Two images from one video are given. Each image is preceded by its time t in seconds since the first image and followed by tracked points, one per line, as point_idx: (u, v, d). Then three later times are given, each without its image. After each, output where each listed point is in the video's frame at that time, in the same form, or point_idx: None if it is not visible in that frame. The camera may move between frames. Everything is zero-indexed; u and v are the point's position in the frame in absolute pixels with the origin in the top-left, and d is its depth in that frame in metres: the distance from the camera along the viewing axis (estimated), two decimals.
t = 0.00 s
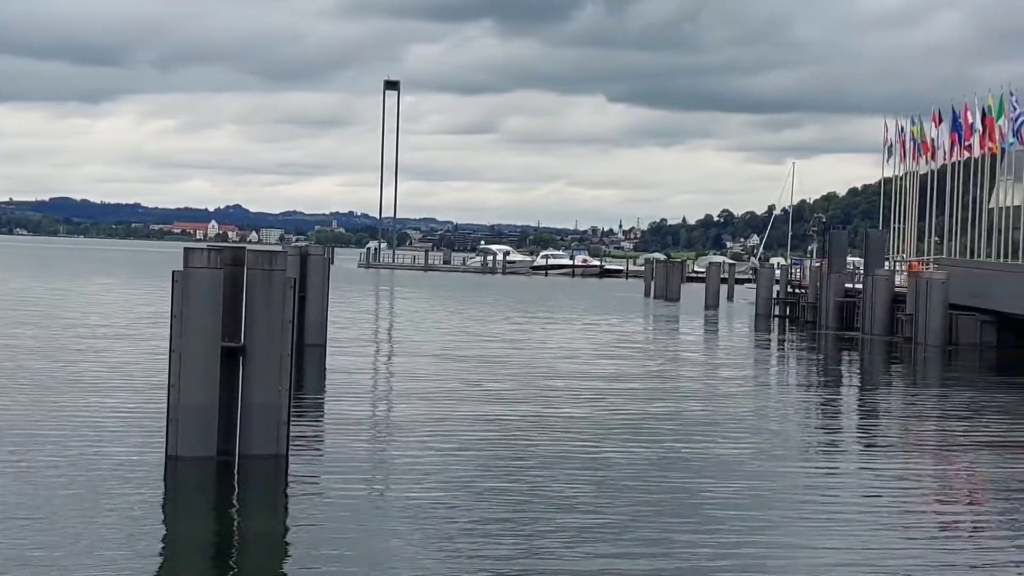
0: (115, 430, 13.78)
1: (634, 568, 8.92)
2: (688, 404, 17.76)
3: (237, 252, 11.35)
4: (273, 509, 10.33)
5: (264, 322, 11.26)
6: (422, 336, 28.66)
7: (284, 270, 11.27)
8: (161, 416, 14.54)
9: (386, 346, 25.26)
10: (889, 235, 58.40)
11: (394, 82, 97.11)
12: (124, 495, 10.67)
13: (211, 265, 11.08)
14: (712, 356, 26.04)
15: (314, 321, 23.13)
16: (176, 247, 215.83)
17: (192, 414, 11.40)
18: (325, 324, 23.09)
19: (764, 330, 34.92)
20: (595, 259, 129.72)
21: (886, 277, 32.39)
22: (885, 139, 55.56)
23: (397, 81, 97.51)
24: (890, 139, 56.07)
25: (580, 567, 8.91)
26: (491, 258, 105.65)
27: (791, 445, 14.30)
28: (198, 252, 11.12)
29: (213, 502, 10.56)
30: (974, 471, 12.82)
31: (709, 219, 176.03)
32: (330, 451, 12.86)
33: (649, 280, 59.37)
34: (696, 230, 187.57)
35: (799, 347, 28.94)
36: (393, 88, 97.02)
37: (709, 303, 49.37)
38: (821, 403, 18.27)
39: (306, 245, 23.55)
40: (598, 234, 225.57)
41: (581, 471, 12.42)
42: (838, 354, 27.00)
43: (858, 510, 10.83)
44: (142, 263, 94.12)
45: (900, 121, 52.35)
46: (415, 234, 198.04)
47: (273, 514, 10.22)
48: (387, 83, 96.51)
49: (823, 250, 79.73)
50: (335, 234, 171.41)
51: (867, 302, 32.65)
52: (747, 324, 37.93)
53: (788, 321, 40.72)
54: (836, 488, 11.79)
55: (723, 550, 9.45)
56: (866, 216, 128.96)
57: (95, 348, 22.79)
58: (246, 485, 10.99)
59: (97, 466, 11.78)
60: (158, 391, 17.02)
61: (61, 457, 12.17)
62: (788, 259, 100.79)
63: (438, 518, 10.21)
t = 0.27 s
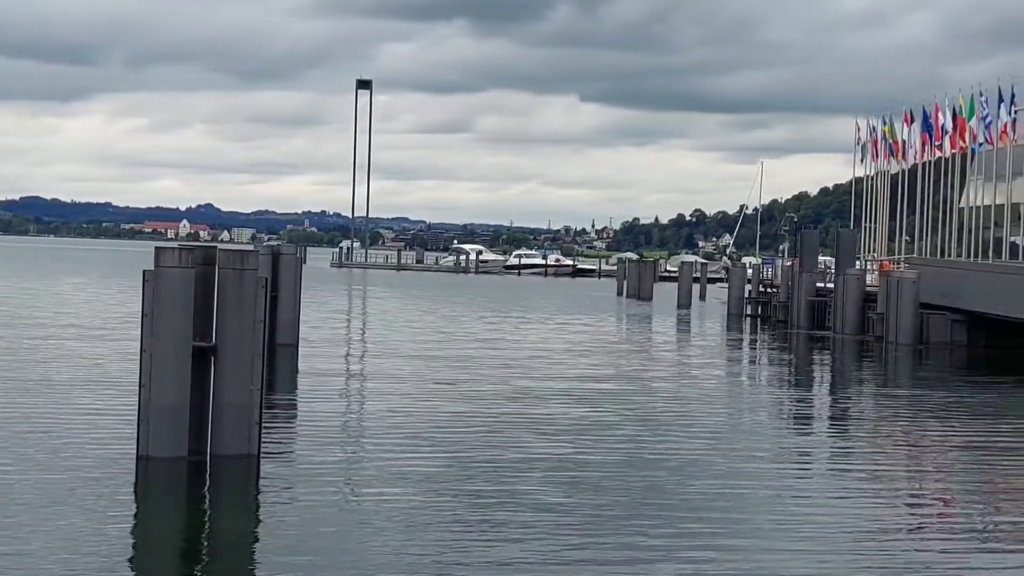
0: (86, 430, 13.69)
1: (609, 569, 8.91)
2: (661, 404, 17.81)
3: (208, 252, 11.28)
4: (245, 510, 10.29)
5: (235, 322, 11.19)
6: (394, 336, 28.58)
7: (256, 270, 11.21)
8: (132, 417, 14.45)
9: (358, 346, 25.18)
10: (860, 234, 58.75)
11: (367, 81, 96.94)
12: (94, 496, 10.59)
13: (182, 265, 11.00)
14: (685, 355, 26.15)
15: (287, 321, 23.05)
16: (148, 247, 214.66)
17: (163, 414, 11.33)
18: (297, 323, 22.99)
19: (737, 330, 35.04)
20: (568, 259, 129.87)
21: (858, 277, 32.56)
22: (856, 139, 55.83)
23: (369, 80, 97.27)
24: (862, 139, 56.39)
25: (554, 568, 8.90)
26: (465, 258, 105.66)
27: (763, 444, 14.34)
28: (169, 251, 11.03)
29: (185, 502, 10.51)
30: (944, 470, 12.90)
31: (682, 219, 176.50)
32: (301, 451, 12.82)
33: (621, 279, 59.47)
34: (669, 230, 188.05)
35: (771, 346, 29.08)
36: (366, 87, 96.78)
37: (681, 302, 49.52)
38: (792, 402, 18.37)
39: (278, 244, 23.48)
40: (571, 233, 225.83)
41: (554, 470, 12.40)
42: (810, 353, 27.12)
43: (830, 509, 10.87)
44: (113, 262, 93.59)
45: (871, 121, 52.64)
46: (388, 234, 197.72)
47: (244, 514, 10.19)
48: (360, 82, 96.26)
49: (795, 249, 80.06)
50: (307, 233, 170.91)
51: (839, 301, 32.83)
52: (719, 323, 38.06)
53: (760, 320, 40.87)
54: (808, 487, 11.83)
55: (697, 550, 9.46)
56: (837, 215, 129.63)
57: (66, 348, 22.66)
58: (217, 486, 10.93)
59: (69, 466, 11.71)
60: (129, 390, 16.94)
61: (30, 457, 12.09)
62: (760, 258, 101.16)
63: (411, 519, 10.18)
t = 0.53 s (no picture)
0: (66, 430, 13.62)
1: (591, 568, 8.91)
2: (642, 403, 17.84)
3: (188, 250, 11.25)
4: (226, 509, 10.25)
5: (215, 321, 11.16)
6: (376, 335, 28.53)
7: (236, 269, 11.19)
8: (112, 417, 14.38)
9: (340, 345, 25.13)
10: (840, 233, 58.95)
11: (349, 80, 96.74)
12: (74, 497, 10.53)
13: (162, 264, 10.97)
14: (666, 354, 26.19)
15: (268, 320, 23.00)
16: (128, 246, 213.77)
17: (143, 414, 11.28)
18: (279, 322, 22.92)
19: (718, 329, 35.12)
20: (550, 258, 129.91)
21: (838, 276, 32.67)
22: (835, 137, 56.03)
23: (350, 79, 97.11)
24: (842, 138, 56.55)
25: (537, 567, 8.89)
26: (447, 256, 105.58)
27: (744, 444, 14.36)
28: (149, 250, 10.99)
29: (166, 501, 10.48)
30: (924, 469, 12.95)
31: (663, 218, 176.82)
32: (282, 450, 12.78)
33: (603, 278, 59.53)
34: (651, 228, 188.31)
35: (753, 345, 29.14)
36: (347, 86, 96.61)
37: (662, 301, 49.58)
38: (773, 400, 18.42)
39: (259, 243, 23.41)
40: (553, 232, 225.95)
41: (536, 470, 12.40)
42: (791, 352, 27.20)
43: (811, 508, 10.90)
44: (94, 262, 93.11)
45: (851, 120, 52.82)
46: (370, 233, 197.45)
47: (225, 513, 10.15)
48: (341, 81, 96.07)
49: (775, 248, 80.32)
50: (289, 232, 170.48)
51: (820, 300, 32.94)
52: (701, 322, 38.13)
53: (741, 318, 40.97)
54: (789, 486, 11.85)
55: (680, 549, 9.46)
56: (818, 214, 130.09)
57: (45, 347, 22.54)
58: (198, 486, 10.90)
59: (48, 466, 11.65)
60: (109, 390, 16.87)
61: (10, 457, 12.02)
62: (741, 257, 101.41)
63: (393, 519, 10.16)
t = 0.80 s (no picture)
0: (47, 429, 13.56)
1: (573, 568, 8.91)
2: (626, 402, 17.86)
3: (171, 249, 11.22)
4: (209, 508, 10.24)
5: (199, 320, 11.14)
6: (360, 334, 28.44)
7: (219, 268, 11.17)
8: (94, 417, 14.32)
9: (323, 344, 25.07)
10: (823, 232, 59.13)
11: (333, 78, 96.56)
12: (54, 497, 10.48)
13: (145, 263, 10.94)
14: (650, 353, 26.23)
15: (251, 320, 22.94)
16: (110, 245, 212.95)
17: (126, 413, 11.25)
18: (261, 321, 22.90)
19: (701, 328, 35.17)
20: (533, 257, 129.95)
21: (821, 275, 32.75)
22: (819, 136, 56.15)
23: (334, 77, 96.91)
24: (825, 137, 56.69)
25: (521, 568, 8.89)
26: (430, 256, 105.51)
27: (727, 443, 14.38)
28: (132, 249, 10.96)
29: (148, 500, 10.45)
30: (905, 468, 13.00)
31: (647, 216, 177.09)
32: (265, 450, 12.75)
33: (587, 278, 59.56)
34: (634, 228, 188.57)
35: (736, 344, 29.20)
36: (331, 84, 96.43)
37: (646, 300, 49.62)
38: (756, 399, 18.46)
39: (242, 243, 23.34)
40: (537, 231, 226.06)
41: (519, 470, 12.38)
42: (775, 351, 27.24)
43: (794, 508, 10.91)
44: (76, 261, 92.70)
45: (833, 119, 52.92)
46: (354, 232, 197.17)
47: (208, 513, 10.13)
48: (325, 79, 95.87)
49: (758, 246, 80.57)
50: (272, 231, 170.08)
51: (803, 299, 33.02)
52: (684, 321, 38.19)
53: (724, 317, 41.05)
54: (771, 485, 11.87)
55: (663, 549, 9.46)
56: (801, 213, 130.50)
57: (27, 346, 22.43)
58: (181, 485, 10.87)
59: (30, 466, 11.60)
60: (91, 390, 16.79)
61: None
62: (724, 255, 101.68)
63: (376, 519, 10.14)
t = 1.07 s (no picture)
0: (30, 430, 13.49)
1: (561, 568, 8.90)
2: (611, 402, 17.86)
3: (154, 249, 11.20)
4: (192, 509, 10.21)
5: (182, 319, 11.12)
6: (343, 334, 28.37)
7: (202, 267, 11.15)
8: (77, 418, 14.25)
9: (307, 344, 25.01)
10: (807, 231, 59.27)
11: (317, 77, 96.34)
12: (37, 498, 10.43)
13: (129, 262, 10.91)
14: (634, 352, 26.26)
15: (235, 319, 22.86)
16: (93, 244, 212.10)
17: (110, 413, 11.21)
18: (245, 321, 22.79)
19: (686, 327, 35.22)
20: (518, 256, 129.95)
21: (804, 275, 32.82)
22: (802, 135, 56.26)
23: (318, 76, 96.72)
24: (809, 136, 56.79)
25: (508, 568, 8.87)
26: (415, 255, 105.42)
27: (712, 442, 14.40)
28: (116, 248, 10.93)
29: (131, 501, 10.42)
30: (889, 467, 13.03)
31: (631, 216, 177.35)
32: (249, 450, 12.71)
33: (571, 277, 59.57)
34: (619, 227, 188.76)
35: (720, 343, 29.25)
36: (314, 83, 96.22)
37: (630, 299, 49.64)
38: (741, 399, 18.47)
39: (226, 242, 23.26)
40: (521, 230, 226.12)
41: (503, 469, 12.37)
42: (759, 350, 27.29)
43: (777, 507, 10.93)
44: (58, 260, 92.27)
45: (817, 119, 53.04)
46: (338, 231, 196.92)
47: (192, 513, 10.11)
48: (308, 78, 95.64)
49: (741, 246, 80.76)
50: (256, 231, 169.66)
51: (787, 299, 33.09)
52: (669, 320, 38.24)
53: (708, 317, 41.11)
54: (756, 484, 11.88)
55: (649, 549, 9.47)
56: (785, 212, 130.87)
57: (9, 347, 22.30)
58: (165, 485, 10.85)
59: (12, 466, 11.55)
60: (73, 390, 16.71)
61: None
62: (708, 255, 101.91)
63: (362, 519, 10.12)
